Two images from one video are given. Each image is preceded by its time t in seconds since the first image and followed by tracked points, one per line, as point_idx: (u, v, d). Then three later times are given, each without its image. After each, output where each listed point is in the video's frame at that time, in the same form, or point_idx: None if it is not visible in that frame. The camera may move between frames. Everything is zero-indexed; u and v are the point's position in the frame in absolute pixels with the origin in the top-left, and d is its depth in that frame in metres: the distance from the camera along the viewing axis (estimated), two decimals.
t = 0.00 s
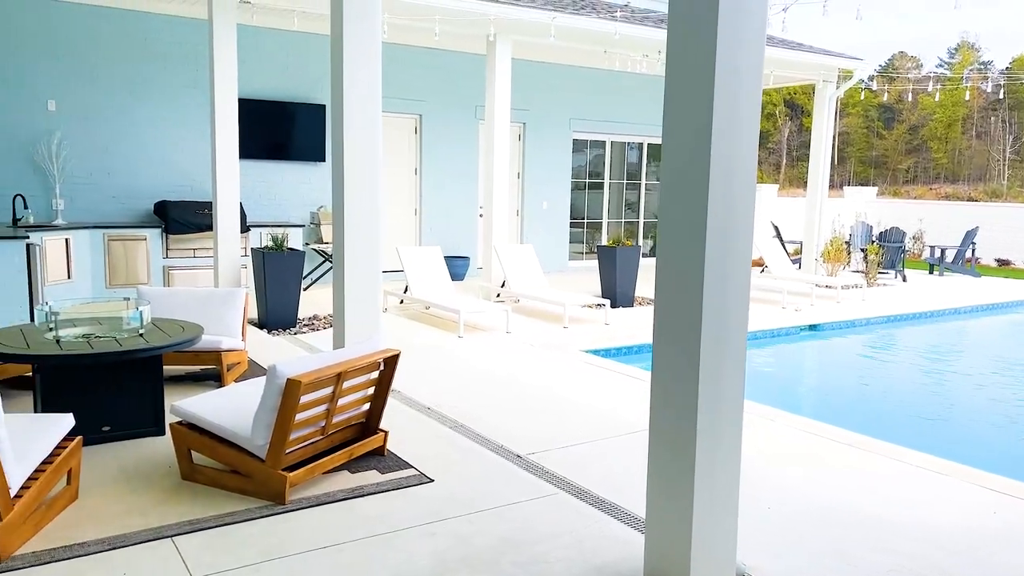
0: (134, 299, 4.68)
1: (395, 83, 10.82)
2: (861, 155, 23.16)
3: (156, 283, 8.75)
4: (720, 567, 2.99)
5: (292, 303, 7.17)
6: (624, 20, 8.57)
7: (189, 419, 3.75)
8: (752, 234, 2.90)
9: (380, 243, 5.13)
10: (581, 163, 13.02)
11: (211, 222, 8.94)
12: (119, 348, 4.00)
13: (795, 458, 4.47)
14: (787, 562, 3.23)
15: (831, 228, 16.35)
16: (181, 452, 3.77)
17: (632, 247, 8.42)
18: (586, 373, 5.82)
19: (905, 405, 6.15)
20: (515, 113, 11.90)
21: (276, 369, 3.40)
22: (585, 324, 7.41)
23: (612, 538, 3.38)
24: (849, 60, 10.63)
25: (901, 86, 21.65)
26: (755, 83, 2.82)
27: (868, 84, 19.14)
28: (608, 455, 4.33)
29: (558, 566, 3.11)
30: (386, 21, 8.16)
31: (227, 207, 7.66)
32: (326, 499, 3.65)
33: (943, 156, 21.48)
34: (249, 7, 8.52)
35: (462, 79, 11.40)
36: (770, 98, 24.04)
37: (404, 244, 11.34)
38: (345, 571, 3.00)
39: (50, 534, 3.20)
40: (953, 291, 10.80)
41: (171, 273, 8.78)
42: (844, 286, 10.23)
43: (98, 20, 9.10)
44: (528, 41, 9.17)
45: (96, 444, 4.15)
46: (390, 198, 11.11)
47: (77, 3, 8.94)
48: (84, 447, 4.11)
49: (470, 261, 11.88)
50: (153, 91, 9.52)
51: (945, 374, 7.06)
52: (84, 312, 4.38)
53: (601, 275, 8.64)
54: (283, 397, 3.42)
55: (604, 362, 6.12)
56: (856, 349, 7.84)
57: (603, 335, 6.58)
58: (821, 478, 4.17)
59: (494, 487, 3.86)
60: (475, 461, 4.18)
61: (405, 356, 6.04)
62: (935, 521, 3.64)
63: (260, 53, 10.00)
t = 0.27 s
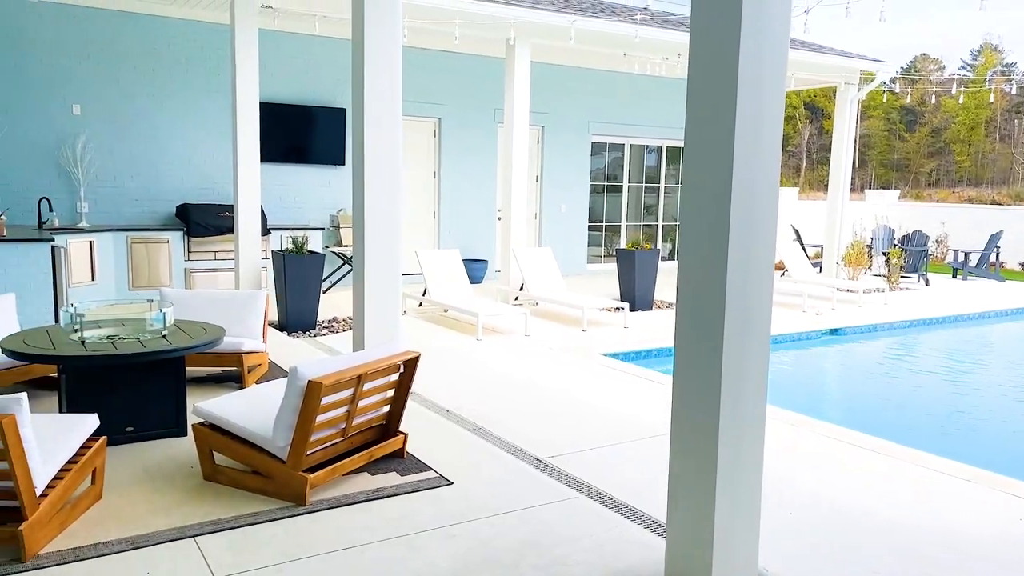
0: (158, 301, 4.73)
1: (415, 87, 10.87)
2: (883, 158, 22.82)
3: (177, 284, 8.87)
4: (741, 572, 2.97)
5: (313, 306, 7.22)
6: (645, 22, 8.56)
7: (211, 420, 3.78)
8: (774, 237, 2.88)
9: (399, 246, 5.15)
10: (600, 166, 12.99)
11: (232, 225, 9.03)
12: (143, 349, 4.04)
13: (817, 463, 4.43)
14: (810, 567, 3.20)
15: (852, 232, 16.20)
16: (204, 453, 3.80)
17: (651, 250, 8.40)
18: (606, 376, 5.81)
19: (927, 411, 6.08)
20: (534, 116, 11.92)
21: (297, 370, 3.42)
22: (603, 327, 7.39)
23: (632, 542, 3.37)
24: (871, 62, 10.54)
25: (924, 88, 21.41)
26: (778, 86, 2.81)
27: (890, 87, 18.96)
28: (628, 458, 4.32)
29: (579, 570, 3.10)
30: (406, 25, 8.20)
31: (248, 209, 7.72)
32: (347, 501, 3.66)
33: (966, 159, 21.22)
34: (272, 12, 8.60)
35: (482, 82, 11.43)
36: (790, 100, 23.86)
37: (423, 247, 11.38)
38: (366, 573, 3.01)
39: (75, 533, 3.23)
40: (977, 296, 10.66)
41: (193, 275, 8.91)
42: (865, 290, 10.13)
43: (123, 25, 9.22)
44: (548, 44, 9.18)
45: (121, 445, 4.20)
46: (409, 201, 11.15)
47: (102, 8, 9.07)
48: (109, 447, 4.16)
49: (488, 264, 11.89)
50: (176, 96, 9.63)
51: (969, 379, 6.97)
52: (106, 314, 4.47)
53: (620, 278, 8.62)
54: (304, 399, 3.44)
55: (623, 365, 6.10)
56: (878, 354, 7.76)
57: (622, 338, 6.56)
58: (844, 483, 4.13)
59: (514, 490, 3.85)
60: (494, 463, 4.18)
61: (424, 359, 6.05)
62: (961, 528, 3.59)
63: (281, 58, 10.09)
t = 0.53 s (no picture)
0: (170, 302, 4.75)
1: (427, 89, 10.90)
2: (896, 160, 22.62)
3: (189, 286, 8.92)
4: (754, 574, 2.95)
5: (325, 307, 7.24)
6: (657, 24, 8.55)
7: (224, 421, 3.80)
8: (787, 239, 2.86)
9: (410, 248, 5.15)
10: (611, 168, 12.97)
11: (244, 226, 9.07)
12: (156, 350, 4.06)
13: (830, 466, 4.40)
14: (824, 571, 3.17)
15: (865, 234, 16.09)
16: (216, 453, 3.81)
17: (662, 252, 8.38)
18: (617, 378, 5.79)
19: (940, 413, 6.04)
20: (545, 118, 11.93)
21: (309, 372, 3.42)
22: (615, 329, 7.38)
23: (645, 544, 3.36)
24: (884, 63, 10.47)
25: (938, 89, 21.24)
26: (790, 88, 2.79)
27: (903, 88, 18.83)
28: (640, 460, 4.30)
29: (590, 572, 3.09)
30: (417, 27, 8.21)
31: (260, 211, 7.75)
32: (358, 502, 3.67)
33: (980, 161, 21.05)
34: (285, 15, 8.64)
35: (493, 84, 11.44)
36: (802, 102, 23.74)
37: (434, 249, 11.39)
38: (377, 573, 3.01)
39: (89, 533, 3.25)
40: (992, 298, 10.56)
41: (205, 276, 8.96)
42: (879, 293, 10.06)
43: (137, 27, 9.28)
44: (560, 46, 9.19)
45: (135, 445, 4.22)
46: (420, 203, 11.17)
47: (117, 12, 9.14)
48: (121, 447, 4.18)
49: (499, 265, 11.89)
50: (189, 98, 9.69)
51: (984, 382, 6.91)
52: (121, 314, 4.53)
53: (631, 280, 8.60)
54: (316, 399, 3.45)
55: (634, 368, 6.08)
56: (891, 357, 7.71)
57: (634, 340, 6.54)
58: (858, 486, 4.10)
59: (525, 492, 3.84)
60: (505, 465, 4.18)
61: (435, 360, 6.06)
62: (977, 532, 3.55)
63: (293, 60, 10.13)
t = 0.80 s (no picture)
0: (176, 303, 4.76)
1: (432, 90, 10.90)
2: (904, 161, 22.50)
3: (195, 287, 8.94)
4: None
5: (330, 308, 7.25)
6: (663, 25, 8.53)
7: (228, 421, 3.80)
8: (793, 240, 2.85)
9: (415, 248, 5.15)
10: (617, 168, 12.94)
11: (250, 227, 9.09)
12: (162, 351, 4.07)
13: (837, 468, 4.38)
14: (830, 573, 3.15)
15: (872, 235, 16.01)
16: (220, 453, 3.82)
17: (668, 252, 8.36)
18: (623, 379, 5.78)
19: (948, 415, 6.00)
20: (551, 119, 11.93)
21: (314, 373, 3.42)
22: (620, 330, 7.36)
23: (650, 546, 3.34)
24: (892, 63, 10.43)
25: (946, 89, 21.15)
26: (797, 88, 2.78)
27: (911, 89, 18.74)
28: (645, 462, 4.29)
29: (594, 573, 3.08)
30: (423, 28, 8.21)
31: (266, 212, 7.77)
32: (362, 503, 3.67)
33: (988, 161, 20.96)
34: (291, 16, 8.65)
35: (499, 85, 11.44)
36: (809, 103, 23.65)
37: (439, 250, 11.39)
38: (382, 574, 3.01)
39: (93, 533, 3.26)
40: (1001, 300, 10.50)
41: (211, 277, 8.97)
42: (886, 294, 10.02)
43: (143, 29, 9.31)
44: (566, 47, 9.17)
45: (141, 445, 4.23)
46: (425, 204, 11.17)
47: (124, 13, 9.18)
48: (126, 447, 4.19)
49: (505, 266, 11.88)
50: (195, 99, 9.72)
51: (992, 384, 6.87)
52: (128, 314, 4.52)
53: (637, 281, 8.57)
54: (320, 400, 3.45)
55: (640, 369, 6.07)
56: (898, 358, 7.67)
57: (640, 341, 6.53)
58: (865, 488, 4.08)
59: (529, 493, 3.84)
60: (510, 466, 4.17)
61: (440, 361, 6.05)
62: (985, 535, 3.52)
63: (299, 61, 10.15)
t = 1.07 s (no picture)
0: (177, 303, 4.77)
1: (434, 90, 10.91)
2: (907, 161, 22.37)
3: (197, 287, 8.95)
4: None
5: (332, 308, 7.25)
6: (664, 25, 8.52)
7: (229, 421, 3.81)
8: (793, 242, 2.85)
9: (416, 249, 5.15)
10: (619, 168, 12.93)
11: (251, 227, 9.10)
12: (163, 351, 4.07)
13: (838, 468, 4.36)
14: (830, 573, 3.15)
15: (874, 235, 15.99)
16: (221, 453, 3.82)
17: (670, 253, 8.35)
18: (624, 379, 5.78)
19: (950, 416, 5.98)
20: (553, 120, 11.93)
21: (314, 372, 3.43)
22: (622, 330, 7.36)
23: (649, 546, 3.34)
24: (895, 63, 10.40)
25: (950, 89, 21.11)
26: (797, 90, 2.77)
27: (914, 89, 18.70)
28: (646, 462, 4.29)
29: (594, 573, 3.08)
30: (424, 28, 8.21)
31: (268, 212, 7.78)
32: (362, 503, 3.67)
33: (992, 162, 20.92)
34: (292, 16, 8.66)
35: (501, 85, 11.44)
36: (812, 103, 23.62)
37: (441, 249, 11.40)
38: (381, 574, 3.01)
39: (94, 533, 3.26)
40: (1003, 300, 10.48)
41: (213, 277, 8.98)
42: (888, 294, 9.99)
43: (145, 30, 9.33)
44: (567, 47, 9.17)
45: (142, 445, 4.24)
46: (427, 204, 11.18)
47: (127, 14, 9.20)
48: (127, 447, 4.20)
49: (507, 266, 11.88)
50: (198, 99, 9.74)
51: (994, 384, 6.85)
52: (129, 315, 4.51)
53: (638, 281, 8.57)
54: (321, 400, 3.45)
55: (642, 369, 6.06)
56: (900, 359, 7.65)
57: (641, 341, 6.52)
58: (868, 488, 4.07)
59: (530, 493, 3.83)
60: (511, 466, 4.17)
61: (441, 361, 6.05)
62: (986, 535, 3.51)
63: (301, 62, 10.16)
